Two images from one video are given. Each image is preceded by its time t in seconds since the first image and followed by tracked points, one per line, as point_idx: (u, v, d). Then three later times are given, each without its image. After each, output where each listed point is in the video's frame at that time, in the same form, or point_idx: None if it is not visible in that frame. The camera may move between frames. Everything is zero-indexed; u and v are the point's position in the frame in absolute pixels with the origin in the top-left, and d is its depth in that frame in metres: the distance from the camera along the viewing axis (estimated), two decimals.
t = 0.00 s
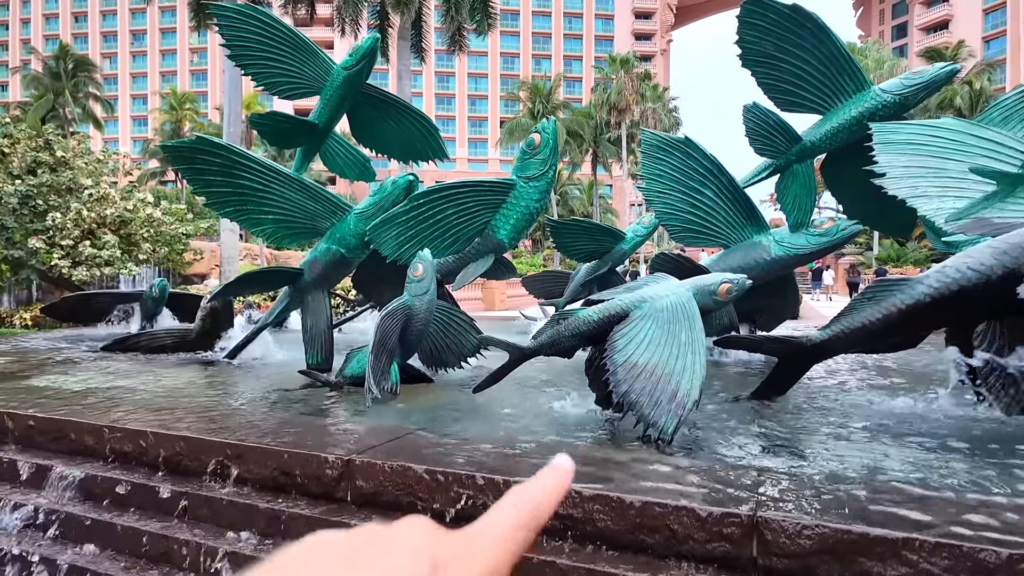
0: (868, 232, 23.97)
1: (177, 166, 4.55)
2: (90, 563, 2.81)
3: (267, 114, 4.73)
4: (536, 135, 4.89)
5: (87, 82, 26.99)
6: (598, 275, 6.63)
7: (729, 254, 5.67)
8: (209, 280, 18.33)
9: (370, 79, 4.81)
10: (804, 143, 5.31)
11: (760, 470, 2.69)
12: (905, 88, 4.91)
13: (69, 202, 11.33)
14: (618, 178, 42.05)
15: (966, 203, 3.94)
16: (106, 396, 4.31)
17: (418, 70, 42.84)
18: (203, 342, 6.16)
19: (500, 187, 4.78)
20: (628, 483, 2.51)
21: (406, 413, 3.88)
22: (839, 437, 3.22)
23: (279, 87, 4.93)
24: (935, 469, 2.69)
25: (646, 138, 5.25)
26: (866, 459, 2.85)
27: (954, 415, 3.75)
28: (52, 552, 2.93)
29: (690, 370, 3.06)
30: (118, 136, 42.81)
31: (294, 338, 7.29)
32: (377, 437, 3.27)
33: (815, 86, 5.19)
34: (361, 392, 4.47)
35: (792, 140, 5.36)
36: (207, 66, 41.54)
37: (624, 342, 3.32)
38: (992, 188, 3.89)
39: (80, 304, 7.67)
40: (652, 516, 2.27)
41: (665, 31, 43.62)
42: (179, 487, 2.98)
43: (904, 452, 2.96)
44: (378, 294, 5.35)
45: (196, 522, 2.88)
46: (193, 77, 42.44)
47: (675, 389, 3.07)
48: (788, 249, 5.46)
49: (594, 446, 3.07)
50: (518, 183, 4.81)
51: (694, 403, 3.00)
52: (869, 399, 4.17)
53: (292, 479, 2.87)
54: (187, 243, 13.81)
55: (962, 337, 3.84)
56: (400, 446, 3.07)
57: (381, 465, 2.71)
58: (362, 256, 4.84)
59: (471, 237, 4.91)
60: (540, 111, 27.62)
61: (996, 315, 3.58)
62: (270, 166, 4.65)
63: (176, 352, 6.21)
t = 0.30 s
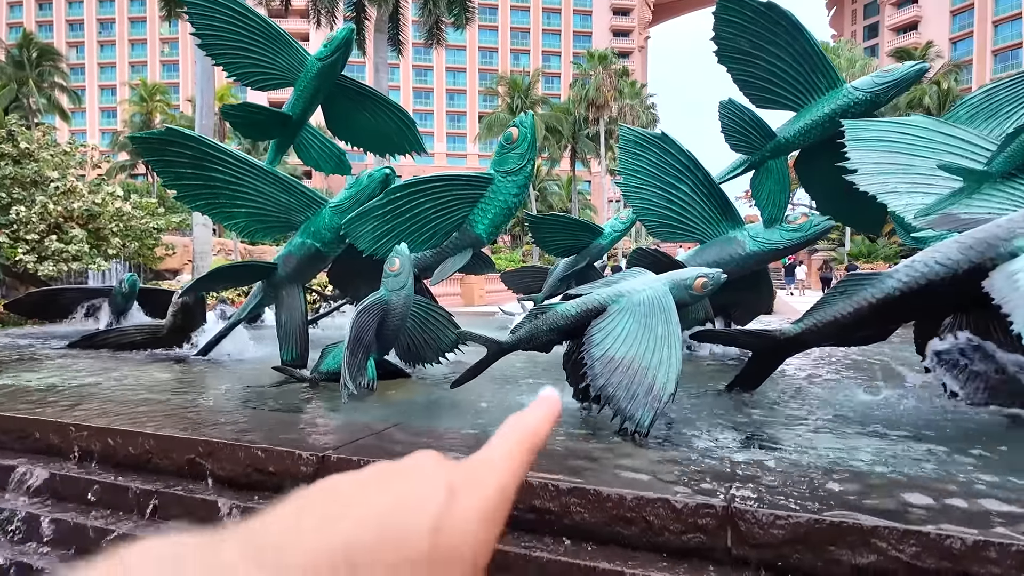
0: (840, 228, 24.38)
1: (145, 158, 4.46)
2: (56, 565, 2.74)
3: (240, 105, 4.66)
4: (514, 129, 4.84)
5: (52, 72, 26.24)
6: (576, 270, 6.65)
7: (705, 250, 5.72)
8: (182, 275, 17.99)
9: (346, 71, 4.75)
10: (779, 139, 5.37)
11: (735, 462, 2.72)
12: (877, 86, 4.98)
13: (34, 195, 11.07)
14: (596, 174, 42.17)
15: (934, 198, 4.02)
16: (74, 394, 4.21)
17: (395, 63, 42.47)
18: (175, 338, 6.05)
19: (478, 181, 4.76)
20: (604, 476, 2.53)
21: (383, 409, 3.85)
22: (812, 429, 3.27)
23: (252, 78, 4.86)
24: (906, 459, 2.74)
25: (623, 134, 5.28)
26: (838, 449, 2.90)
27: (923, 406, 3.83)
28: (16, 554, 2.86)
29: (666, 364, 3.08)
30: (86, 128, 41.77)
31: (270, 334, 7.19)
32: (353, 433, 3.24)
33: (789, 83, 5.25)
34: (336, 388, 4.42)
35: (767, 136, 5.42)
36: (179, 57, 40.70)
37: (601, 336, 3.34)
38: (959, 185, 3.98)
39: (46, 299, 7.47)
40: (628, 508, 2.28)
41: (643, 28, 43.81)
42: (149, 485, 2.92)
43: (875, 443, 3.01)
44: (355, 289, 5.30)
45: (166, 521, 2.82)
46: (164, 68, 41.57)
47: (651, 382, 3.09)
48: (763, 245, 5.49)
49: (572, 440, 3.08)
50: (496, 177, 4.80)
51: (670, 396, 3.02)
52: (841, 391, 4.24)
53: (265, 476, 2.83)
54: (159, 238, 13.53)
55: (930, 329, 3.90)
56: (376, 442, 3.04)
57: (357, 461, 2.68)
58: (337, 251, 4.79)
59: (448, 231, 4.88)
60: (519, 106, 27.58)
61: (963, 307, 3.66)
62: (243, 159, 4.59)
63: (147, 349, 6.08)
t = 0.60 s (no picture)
0: (818, 225, 24.68)
1: (116, 150, 4.39)
2: (21, 566, 2.68)
3: (212, 96, 4.58)
4: (493, 123, 4.84)
5: (22, 63, 25.66)
6: (557, 266, 6.66)
7: (683, 245, 5.75)
8: (158, 272, 17.71)
9: (321, 63, 4.70)
10: (755, 135, 5.42)
11: (709, 454, 2.74)
12: (851, 83, 5.05)
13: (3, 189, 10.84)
14: (579, 170, 42.21)
15: (905, 194, 4.10)
16: (42, 392, 4.13)
17: (376, 57, 42.11)
18: (149, 335, 5.98)
19: (457, 175, 4.75)
20: (579, 469, 2.54)
21: (360, 405, 3.82)
22: (787, 422, 3.31)
23: (224, 69, 4.79)
24: (876, 450, 2.78)
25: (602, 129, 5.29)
26: (810, 441, 2.94)
27: (895, 398, 3.89)
28: None
29: (643, 357, 3.10)
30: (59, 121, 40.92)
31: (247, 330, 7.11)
32: (328, 429, 3.21)
33: (765, 79, 5.30)
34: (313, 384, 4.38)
35: (744, 132, 5.47)
36: (155, 49, 40.01)
37: (579, 331, 3.34)
38: (930, 181, 4.06)
39: (14, 297, 7.63)
40: (603, 501, 2.29)
41: (625, 25, 43.88)
42: (118, 484, 2.87)
43: (847, 435, 3.05)
44: (332, 284, 5.25)
45: (135, 520, 2.77)
46: (139, 60, 40.83)
47: (627, 375, 3.11)
48: (740, 240, 5.56)
49: (549, 434, 3.08)
50: (475, 171, 4.78)
51: (646, 390, 3.03)
52: (816, 384, 4.29)
53: (237, 473, 2.79)
54: (134, 234, 13.31)
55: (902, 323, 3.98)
56: (351, 438, 3.02)
57: (330, 458, 2.65)
58: (313, 245, 4.73)
59: (427, 226, 4.86)
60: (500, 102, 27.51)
61: (933, 301, 3.73)
62: (216, 152, 4.52)
63: (120, 346, 6.00)
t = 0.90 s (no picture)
0: (797, 220, 24.92)
1: (84, 142, 4.29)
2: None
3: (183, 87, 4.51)
4: (471, 117, 4.82)
5: None
6: (537, 260, 6.65)
7: (662, 240, 5.76)
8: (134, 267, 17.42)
9: (296, 55, 4.65)
10: (732, 130, 5.46)
11: (683, 448, 2.76)
12: (826, 79, 5.10)
13: None
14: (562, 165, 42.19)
15: (878, 190, 4.13)
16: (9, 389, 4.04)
17: (357, 49, 41.70)
18: (122, 331, 5.90)
19: (434, 169, 4.70)
20: (553, 463, 2.54)
21: (335, 400, 3.79)
22: (761, 415, 3.34)
23: (195, 60, 4.72)
24: (847, 443, 2.81)
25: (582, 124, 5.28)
26: (783, 435, 2.97)
27: (867, 391, 3.95)
28: None
29: (618, 352, 3.10)
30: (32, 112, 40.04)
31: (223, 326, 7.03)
32: (302, 426, 3.18)
33: (742, 75, 5.33)
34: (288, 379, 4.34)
35: (721, 127, 5.50)
36: (130, 40, 39.25)
37: (556, 325, 3.35)
38: (902, 177, 4.10)
39: None
40: (575, 496, 2.29)
41: (608, 20, 43.86)
42: (85, 483, 2.82)
43: (819, 428, 3.09)
44: (308, 278, 5.19)
45: (104, 520, 2.73)
46: (114, 50, 40.05)
47: (603, 370, 3.11)
48: (717, 235, 5.57)
49: (524, 429, 3.08)
50: (453, 166, 4.75)
51: (621, 384, 3.04)
52: (791, 378, 4.34)
53: (208, 471, 2.76)
54: (108, 228, 13.07)
55: (874, 317, 4.04)
56: (326, 435, 3.00)
57: (302, 455, 2.62)
58: (288, 239, 4.67)
59: (405, 220, 4.82)
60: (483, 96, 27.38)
61: (905, 295, 3.78)
62: (188, 144, 4.45)
63: (91, 343, 5.90)
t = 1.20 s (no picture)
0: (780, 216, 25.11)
1: (55, 134, 4.20)
2: None
3: (157, 79, 4.42)
4: (453, 111, 4.79)
5: None
6: (520, 256, 6.63)
7: (645, 236, 5.77)
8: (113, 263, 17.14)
9: (274, 46, 4.58)
10: (714, 126, 5.47)
11: (662, 444, 2.76)
12: (807, 76, 5.13)
13: None
14: (548, 161, 42.16)
15: (856, 186, 4.17)
16: None
17: (341, 43, 41.31)
18: (97, 328, 5.82)
19: (415, 163, 4.67)
20: (532, 460, 2.52)
21: (313, 398, 3.75)
22: (740, 410, 3.35)
23: (170, 51, 4.63)
24: (824, 437, 2.83)
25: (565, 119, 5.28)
26: (762, 430, 2.98)
27: (846, 386, 3.99)
28: None
29: (599, 348, 3.10)
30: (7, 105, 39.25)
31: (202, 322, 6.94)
32: (279, 424, 3.14)
33: (724, 70, 5.34)
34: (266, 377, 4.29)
35: (703, 124, 5.51)
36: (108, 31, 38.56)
37: (537, 321, 3.34)
38: (880, 173, 4.13)
39: None
40: (553, 492, 2.28)
41: (594, 15, 43.82)
42: (54, 483, 2.77)
43: (797, 423, 3.10)
44: (287, 274, 5.13)
45: (74, 521, 2.68)
46: (92, 42, 39.35)
47: (583, 365, 3.11)
48: (699, 231, 5.59)
49: (504, 425, 3.06)
50: (434, 160, 4.72)
51: (601, 379, 3.04)
52: (770, 373, 4.37)
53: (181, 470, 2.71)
54: (86, 223, 12.84)
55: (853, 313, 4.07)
56: (303, 432, 2.96)
57: (278, 453, 2.59)
58: (267, 235, 4.61)
59: (386, 216, 4.78)
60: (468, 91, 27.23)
61: (883, 291, 3.81)
62: (163, 137, 4.37)
63: (65, 340, 5.81)
